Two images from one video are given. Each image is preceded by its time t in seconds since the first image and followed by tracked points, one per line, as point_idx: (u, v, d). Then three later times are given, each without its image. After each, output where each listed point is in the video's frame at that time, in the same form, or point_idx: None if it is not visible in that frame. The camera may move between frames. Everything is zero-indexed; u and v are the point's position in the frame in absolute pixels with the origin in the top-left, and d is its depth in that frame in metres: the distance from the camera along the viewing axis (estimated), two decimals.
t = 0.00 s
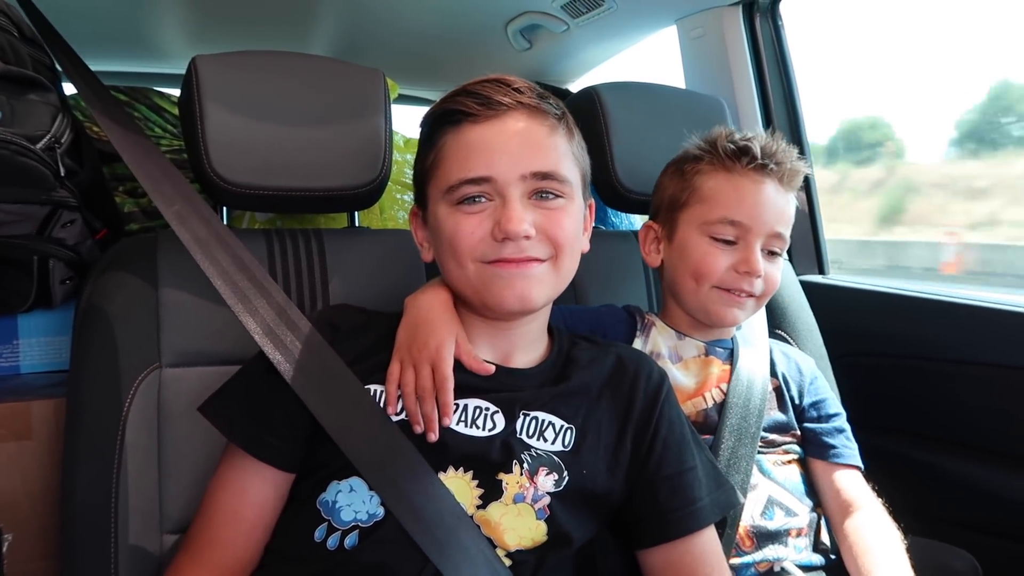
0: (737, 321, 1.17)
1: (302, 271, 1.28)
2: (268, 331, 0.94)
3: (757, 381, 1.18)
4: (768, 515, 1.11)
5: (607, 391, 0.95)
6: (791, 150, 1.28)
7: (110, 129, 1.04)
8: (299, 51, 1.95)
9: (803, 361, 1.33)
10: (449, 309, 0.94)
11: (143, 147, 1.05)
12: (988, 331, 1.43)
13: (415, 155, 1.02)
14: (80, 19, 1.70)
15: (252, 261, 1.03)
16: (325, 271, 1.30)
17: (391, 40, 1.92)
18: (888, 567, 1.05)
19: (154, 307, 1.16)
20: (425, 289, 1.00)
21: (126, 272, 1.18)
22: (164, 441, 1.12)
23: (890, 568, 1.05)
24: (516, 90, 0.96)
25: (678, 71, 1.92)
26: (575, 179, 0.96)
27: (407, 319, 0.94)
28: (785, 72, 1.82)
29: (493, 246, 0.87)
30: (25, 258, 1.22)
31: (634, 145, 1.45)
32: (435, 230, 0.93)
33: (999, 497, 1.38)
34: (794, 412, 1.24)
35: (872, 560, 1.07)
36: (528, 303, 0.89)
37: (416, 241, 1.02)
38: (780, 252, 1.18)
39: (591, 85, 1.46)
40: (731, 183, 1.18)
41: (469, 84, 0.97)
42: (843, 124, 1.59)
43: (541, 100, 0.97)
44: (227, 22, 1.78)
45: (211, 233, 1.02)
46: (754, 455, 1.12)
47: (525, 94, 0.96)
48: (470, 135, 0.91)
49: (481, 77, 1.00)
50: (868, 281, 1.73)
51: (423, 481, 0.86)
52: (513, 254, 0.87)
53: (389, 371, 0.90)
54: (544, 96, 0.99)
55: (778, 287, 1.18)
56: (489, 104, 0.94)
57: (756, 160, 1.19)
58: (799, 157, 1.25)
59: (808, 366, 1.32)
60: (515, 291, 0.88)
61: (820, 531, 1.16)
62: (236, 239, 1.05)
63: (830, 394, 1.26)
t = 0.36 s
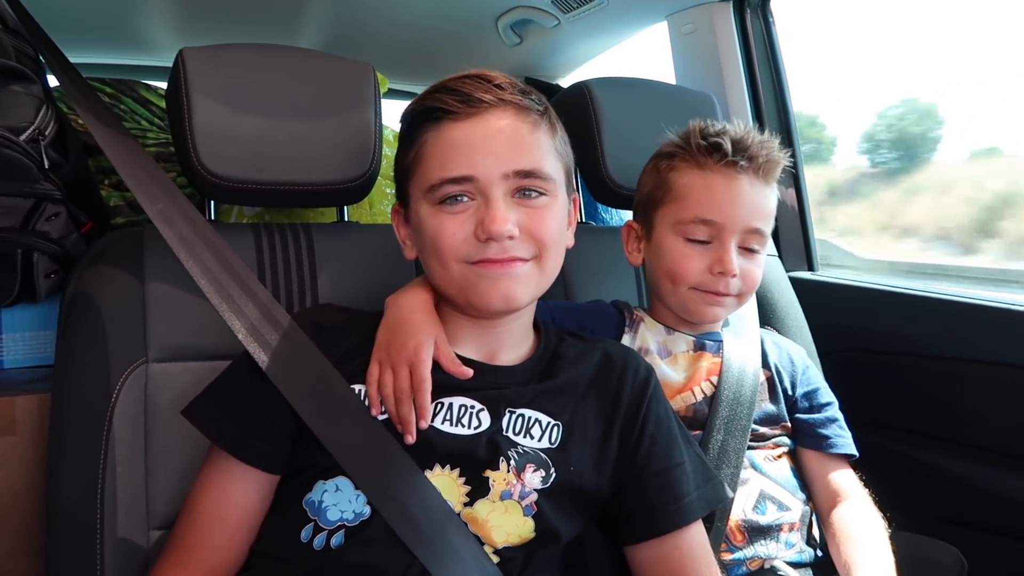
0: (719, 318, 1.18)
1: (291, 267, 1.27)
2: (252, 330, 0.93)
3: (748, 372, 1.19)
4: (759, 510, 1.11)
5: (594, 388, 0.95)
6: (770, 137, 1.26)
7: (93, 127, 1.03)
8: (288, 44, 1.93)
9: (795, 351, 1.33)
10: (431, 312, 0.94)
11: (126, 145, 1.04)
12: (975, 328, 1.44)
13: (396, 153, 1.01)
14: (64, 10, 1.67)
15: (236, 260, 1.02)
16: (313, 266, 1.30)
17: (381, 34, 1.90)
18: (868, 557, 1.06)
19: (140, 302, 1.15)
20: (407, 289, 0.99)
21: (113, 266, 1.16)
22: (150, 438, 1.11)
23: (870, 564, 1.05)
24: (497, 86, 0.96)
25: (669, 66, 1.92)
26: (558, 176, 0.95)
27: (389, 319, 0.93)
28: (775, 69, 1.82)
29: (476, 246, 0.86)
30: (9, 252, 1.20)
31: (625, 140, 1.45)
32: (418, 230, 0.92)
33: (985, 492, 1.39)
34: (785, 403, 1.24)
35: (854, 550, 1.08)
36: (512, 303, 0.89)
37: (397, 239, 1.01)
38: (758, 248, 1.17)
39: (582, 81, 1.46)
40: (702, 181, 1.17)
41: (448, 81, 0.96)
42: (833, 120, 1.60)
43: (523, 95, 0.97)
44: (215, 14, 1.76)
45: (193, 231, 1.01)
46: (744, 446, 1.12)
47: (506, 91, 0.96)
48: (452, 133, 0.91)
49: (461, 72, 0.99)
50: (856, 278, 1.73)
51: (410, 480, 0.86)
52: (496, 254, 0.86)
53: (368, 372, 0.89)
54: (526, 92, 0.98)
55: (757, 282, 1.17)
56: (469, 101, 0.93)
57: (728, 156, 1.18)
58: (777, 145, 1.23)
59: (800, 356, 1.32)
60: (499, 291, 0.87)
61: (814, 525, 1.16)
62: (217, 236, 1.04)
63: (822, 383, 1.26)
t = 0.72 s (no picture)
0: (674, 313, 1.18)
1: (285, 262, 1.27)
2: (241, 328, 0.94)
3: (734, 367, 1.18)
4: (753, 507, 1.11)
5: (584, 385, 0.95)
6: (712, 125, 1.26)
7: (84, 122, 1.02)
8: (282, 38, 1.92)
9: (780, 341, 1.34)
10: (416, 303, 0.93)
11: (118, 142, 1.04)
12: (968, 323, 1.45)
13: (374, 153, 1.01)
14: (56, 4, 1.66)
15: (226, 259, 1.02)
16: (308, 261, 1.29)
17: (375, 29, 1.90)
18: (850, 539, 1.08)
19: (133, 299, 1.15)
20: (393, 282, 0.99)
21: (106, 262, 1.16)
22: (145, 435, 1.11)
23: (851, 547, 1.07)
24: (468, 80, 0.95)
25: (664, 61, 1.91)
26: (537, 167, 0.95)
27: (377, 309, 0.93)
28: (770, 64, 1.82)
29: (455, 245, 0.86)
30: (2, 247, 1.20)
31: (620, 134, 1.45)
32: (399, 229, 0.92)
33: (977, 487, 1.40)
34: (773, 394, 1.24)
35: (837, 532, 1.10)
36: (495, 299, 0.88)
37: (381, 238, 1.00)
38: (702, 237, 1.17)
39: (576, 76, 1.46)
40: (635, 180, 1.20)
41: (419, 76, 0.96)
42: (828, 115, 1.60)
43: (495, 87, 0.96)
44: (208, 8, 1.75)
45: (182, 229, 1.01)
46: (733, 438, 1.13)
47: (478, 83, 0.96)
48: (427, 129, 0.90)
49: (429, 67, 0.99)
50: (851, 272, 1.74)
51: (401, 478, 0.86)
52: (474, 252, 0.86)
53: (352, 363, 0.89)
54: (500, 84, 0.98)
55: (706, 271, 1.17)
56: (441, 96, 0.93)
57: (653, 152, 1.20)
58: (714, 130, 1.23)
59: (785, 346, 1.33)
60: (480, 289, 0.87)
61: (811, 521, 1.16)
62: (212, 237, 1.04)
63: (808, 371, 1.26)
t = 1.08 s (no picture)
0: (664, 313, 1.18)
1: (283, 260, 1.27)
2: (238, 323, 0.94)
3: (731, 366, 1.18)
4: (751, 506, 1.11)
5: (578, 386, 0.94)
6: (703, 126, 1.27)
7: (81, 120, 1.02)
8: (279, 35, 1.92)
9: (776, 341, 1.34)
10: (412, 300, 0.93)
11: (115, 140, 1.03)
12: (966, 321, 1.45)
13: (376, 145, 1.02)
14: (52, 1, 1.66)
15: (224, 254, 1.02)
16: (306, 259, 1.29)
17: (373, 26, 1.89)
18: (851, 536, 1.08)
19: (130, 297, 1.15)
20: (391, 278, 0.99)
21: (104, 260, 1.16)
22: (142, 433, 1.11)
23: (852, 546, 1.07)
24: (466, 64, 0.96)
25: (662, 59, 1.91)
26: (534, 152, 0.94)
27: (370, 305, 0.93)
28: (767, 61, 1.82)
29: (448, 220, 0.85)
30: None
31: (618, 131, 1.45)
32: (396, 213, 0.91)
33: (974, 483, 1.40)
34: (770, 394, 1.24)
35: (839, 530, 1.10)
36: (488, 278, 0.86)
37: (381, 233, 1.00)
38: (692, 237, 1.17)
39: (574, 73, 1.45)
40: (624, 179, 1.21)
41: (421, 62, 0.97)
42: (825, 113, 1.60)
43: (495, 73, 0.97)
44: (205, 6, 1.74)
45: (180, 222, 1.01)
46: (729, 437, 1.13)
47: (478, 68, 0.96)
48: (425, 109, 0.91)
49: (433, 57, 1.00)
50: (849, 270, 1.74)
51: (397, 475, 0.86)
52: (468, 228, 0.85)
53: (345, 357, 0.89)
54: (499, 71, 0.98)
55: (696, 271, 1.17)
56: (440, 78, 0.94)
57: (641, 152, 1.21)
58: (706, 130, 1.24)
59: (780, 346, 1.33)
60: (472, 267, 0.85)
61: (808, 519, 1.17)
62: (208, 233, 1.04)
63: (804, 370, 1.27)
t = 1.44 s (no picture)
0: (661, 304, 1.18)
1: (276, 255, 1.27)
2: (229, 319, 0.93)
3: (725, 362, 1.18)
4: (746, 499, 1.12)
5: (573, 379, 0.95)
6: (710, 120, 1.27)
7: (71, 116, 1.01)
8: (270, 29, 1.90)
9: (770, 337, 1.34)
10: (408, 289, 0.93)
11: (106, 135, 1.02)
12: (958, 313, 1.45)
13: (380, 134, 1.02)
14: None
15: (215, 249, 1.02)
16: (301, 254, 1.29)
17: (365, 20, 1.88)
18: (845, 531, 1.09)
19: (123, 293, 1.14)
20: (389, 268, 0.99)
21: (96, 256, 1.15)
22: (135, 430, 1.10)
23: (845, 541, 1.07)
24: (474, 52, 0.96)
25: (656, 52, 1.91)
26: (534, 145, 0.94)
27: (368, 294, 0.93)
28: (761, 54, 1.82)
29: (440, 204, 0.85)
30: None
31: (612, 124, 1.44)
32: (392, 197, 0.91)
33: (966, 474, 1.41)
34: (764, 390, 1.25)
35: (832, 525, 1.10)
36: (477, 265, 0.86)
37: (381, 222, 1.00)
38: (693, 228, 1.17)
39: (568, 67, 1.45)
40: (628, 168, 1.21)
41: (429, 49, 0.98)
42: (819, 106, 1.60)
43: (503, 65, 0.97)
44: None
45: (173, 218, 1.00)
46: (725, 431, 1.13)
47: (485, 58, 0.96)
48: (427, 95, 0.91)
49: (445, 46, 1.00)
50: (842, 263, 1.74)
51: (390, 471, 0.86)
52: (459, 212, 0.85)
53: (342, 347, 0.89)
54: (507, 63, 0.98)
55: (696, 262, 1.17)
56: (444, 65, 0.94)
57: (647, 141, 1.21)
58: (712, 124, 1.24)
59: (775, 342, 1.33)
60: (461, 252, 0.85)
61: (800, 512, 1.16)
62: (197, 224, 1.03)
63: (798, 367, 1.27)
